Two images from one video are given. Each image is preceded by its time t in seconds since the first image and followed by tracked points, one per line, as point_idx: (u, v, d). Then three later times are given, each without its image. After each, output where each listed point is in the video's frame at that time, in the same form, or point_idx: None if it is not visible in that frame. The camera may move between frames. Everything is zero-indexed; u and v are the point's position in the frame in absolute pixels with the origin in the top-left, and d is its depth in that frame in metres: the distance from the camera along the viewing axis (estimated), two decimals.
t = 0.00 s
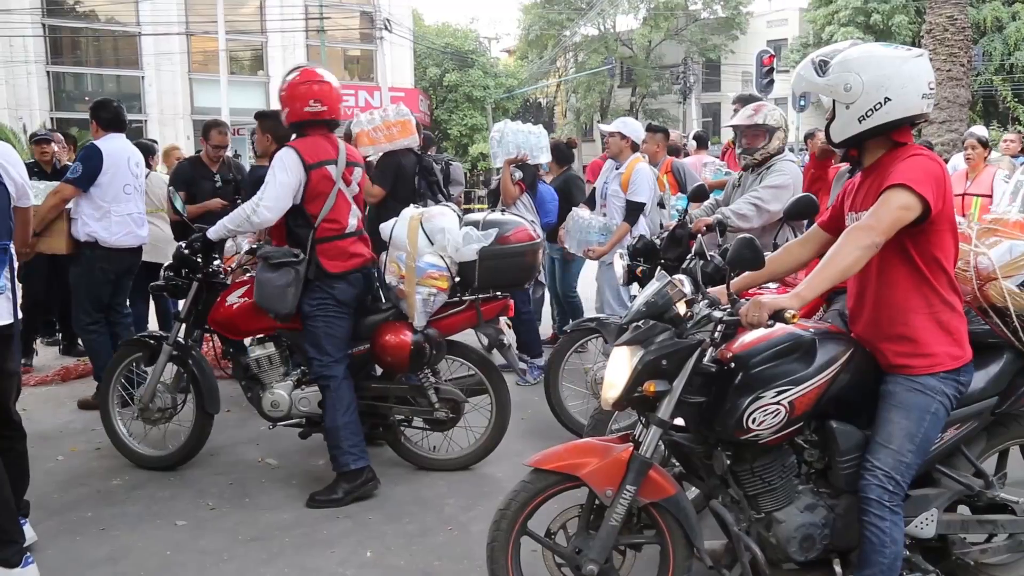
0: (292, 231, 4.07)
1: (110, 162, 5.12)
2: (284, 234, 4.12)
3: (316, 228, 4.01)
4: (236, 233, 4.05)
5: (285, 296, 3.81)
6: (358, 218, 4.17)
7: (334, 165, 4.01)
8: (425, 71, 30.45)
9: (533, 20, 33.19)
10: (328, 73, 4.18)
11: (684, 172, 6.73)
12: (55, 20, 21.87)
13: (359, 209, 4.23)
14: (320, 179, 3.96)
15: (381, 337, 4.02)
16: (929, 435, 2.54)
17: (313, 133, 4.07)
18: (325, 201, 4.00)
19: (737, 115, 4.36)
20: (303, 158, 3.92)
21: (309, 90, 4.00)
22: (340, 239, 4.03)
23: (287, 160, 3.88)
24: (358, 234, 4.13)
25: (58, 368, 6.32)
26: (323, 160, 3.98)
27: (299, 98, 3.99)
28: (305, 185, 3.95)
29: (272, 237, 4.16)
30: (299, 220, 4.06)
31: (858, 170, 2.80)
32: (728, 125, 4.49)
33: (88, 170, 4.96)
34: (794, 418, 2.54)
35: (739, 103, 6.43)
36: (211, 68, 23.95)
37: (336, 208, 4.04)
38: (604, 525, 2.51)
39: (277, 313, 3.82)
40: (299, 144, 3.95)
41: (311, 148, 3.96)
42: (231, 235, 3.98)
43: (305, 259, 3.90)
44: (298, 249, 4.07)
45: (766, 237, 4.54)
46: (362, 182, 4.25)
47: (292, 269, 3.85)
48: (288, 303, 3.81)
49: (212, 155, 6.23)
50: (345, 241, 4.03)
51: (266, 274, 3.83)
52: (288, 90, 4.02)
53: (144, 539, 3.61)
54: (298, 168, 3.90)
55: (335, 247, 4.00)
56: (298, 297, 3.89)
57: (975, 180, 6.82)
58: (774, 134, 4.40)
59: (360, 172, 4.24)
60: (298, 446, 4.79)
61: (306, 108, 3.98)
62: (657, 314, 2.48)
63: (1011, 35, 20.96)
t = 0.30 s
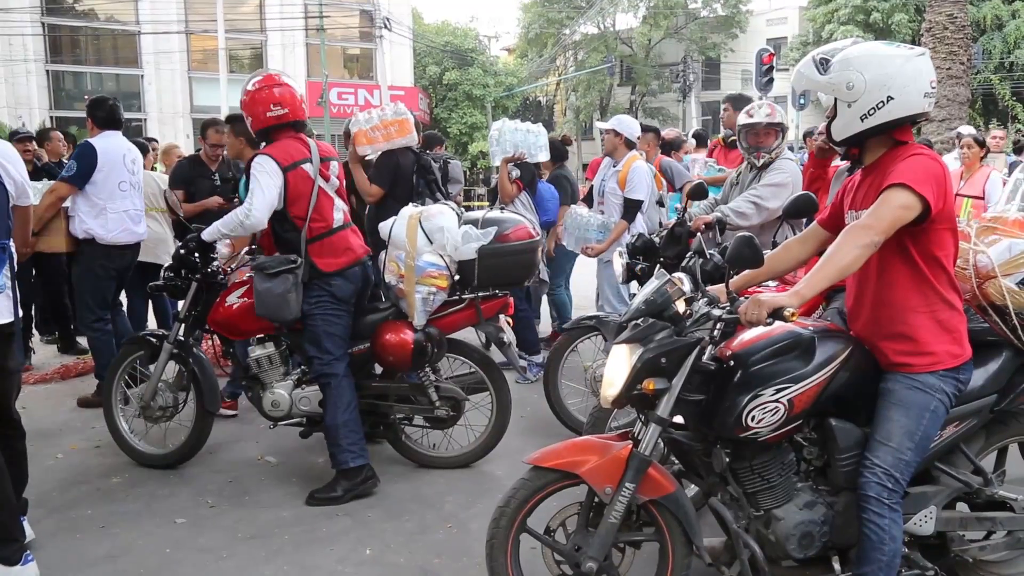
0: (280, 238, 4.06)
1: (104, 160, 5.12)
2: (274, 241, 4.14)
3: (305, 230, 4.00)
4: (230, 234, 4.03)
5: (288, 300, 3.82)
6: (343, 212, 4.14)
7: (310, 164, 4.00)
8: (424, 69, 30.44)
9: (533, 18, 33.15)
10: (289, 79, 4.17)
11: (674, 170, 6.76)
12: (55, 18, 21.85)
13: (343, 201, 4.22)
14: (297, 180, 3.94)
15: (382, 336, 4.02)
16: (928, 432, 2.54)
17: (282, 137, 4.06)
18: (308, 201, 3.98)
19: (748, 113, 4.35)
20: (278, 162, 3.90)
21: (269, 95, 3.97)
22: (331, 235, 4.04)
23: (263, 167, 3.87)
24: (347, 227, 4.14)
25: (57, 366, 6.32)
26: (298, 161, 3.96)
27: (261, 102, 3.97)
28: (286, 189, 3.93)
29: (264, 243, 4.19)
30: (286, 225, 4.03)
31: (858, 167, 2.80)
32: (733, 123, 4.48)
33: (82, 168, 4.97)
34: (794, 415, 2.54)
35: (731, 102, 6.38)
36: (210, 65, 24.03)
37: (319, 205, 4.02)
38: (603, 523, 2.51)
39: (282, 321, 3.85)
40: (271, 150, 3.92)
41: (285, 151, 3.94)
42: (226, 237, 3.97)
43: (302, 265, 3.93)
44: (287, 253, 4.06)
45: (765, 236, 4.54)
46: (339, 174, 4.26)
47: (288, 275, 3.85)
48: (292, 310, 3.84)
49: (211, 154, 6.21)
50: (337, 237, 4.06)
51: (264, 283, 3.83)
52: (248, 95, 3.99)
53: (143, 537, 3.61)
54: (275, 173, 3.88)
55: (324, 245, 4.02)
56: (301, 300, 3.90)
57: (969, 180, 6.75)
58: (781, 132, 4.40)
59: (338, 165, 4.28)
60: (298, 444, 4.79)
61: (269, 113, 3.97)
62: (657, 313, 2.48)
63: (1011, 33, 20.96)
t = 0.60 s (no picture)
0: (279, 234, 4.06)
1: (119, 156, 5.17)
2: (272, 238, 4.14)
3: (303, 227, 4.00)
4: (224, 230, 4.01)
5: (284, 297, 3.81)
6: (342, 209, 4.16)
7: (308, 161, 4.00)
8: (429, 66, 30.43)
9: (537, 15, 33.06)
10: (290, 76, 4.18)
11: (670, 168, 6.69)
12: (60, 15, 21.85)
13: (341, 199, 4.22)
14: (294, 178, 3.95)
15: (379, 333, 4.03)
16: (934, 430, 2.54)
17: (281, 134, 4.06)
18: (305, 198, 3.99)
19: (760, 110, 4.31)
20: (275, 158, 3.90)
21: (268, 92, 3.99)
22: (330, 232, 4.05)
23: (257, 163, 3.86)
24: (346, 224, 4.15)
25: (63, 363, 6.34)
26: (296, 158, 3.96)
27: (261, 100, 3.99)
28: (282, 186, 3.93)
29: (262, 241, 4.19)
30: (284, 223, 4.04)
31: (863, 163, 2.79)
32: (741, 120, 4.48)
33: (97, 163, 5.02)
34: (798, 413, 2.54)
35: (729, 100, 6.33)
36: (215, 62, 24.14)
37: (318, 203, 4.04)
38: (608, 520, 2.51)
39: (279, 318, 3.83)
40: (269, 147, 3.93)
41: (282, 148, 3.95)
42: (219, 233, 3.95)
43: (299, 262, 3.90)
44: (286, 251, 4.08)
45: (770, 233, 4.54)
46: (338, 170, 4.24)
47: (283, 274, 3.83)
48: (287, 308, 3.82)
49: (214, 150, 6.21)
50: (334, 235, 4.05)
51: (260, 282, 3.82)
52: (248, 92, 4.01)
53: (149, 534, 3.62)
54: (272, 169, 3.88)
55: (324, 242, 4.02)
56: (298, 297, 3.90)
57: (970, 175, 6.69)
58: (791, 128, 4.39)
59: (337, 162, 4.26)
60: (302, 441, 4.80)
61: (269, 110, 3.98)
62: (661, 310, 2.48)
63: (1018, 30, 20.89)
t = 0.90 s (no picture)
0: (273, 237, 4.05)
1: (126, 156, 5.19)
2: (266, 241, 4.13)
3: (296, 229, 3.99)
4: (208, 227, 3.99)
5: (277, 299, 3.80)
6: (335, 210, 4.14)
7: (300, 162, 3.99)
8: (428, 66, 30.43)
9: (536, 15, 33.05)
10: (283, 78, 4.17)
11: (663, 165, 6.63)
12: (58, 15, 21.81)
13: (335, 200, 4.21)
14: (286, 181, 3.94)
15: (369, 333, 4.04)
16: (932, 430, 2.54)
17: (274, 136, 4.05)
18: (298, 199, 3.97)
19: (764, 109, 4.28)
20: (265, 160, 3.89)
21: (261, 94, 3.96)
22: (324, 234, 4.04)
23: (244, 162, 3.85)
24: (339, 226, 4.14)
25: (61, 364, 6.34)
26: (288, 160, 3.95)
27: (253, 101, 3.96)
28: (272, 186, 3.91)
29: (255, 245, 4.19)
30: (276, 225, 4.03)
31: (862, 163, 2.80)
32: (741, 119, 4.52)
33: (103, 163, 5.06)
34: (797, 413, 2.54)
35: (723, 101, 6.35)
36: (213, 63, 24.18)
37: (310, 205, 4.03)
38: (606, 519, 2.51)
39: (272, 319, 3.82)
40: (260, 149, 3.92)
41: (273, 150, 3.94)
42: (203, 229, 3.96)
43: (292, 264, 3.90)
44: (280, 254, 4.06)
45: (769, 233, 4.53)
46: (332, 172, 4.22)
47: (276, 276, 3.83)
48: (281, 310, 3.81)
49: (214, 150, 6.21)
50: (328, 236, 4.05)
51: (253, 285, 3.82)
52: (240, 94, 3.99)
53: (147, 534, 3.62)
54: (264, 171, 3.87)
55: (318, 244, 4.02)
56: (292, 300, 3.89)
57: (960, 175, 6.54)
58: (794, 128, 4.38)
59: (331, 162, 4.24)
60: (301, 441, 4.79)
61: (261, 111, 3.96)
62: (660, 309, 2.48)
63: (1016, 30, 20.92)
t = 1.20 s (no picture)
0: (253, 235, 4.03)
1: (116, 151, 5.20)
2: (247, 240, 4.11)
3: (276, 228, 3.98)
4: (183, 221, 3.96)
5: (259, 300, 3.82)
6: (317, 208, 4.11)
7: (281, 161, 3.97)
8: (418, 62, 30.33)
9: (527, 11, 32.98)
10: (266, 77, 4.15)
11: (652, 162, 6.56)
12: (45, 9, 21.61)
13: (318, 197, 4.17)
14: (266, 180, 3.92)
15: (353, 329, 4.04)
16: (919, 426, 2.56)
17: (255, 134, 4.03)
18: (278, 199, 3.96)
19: (755, 105, 4.31)
20: (244, 159, 3.88)
21: (240, 93, 3.95)
22: (303, 233, 4.02)
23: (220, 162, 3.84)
24: (321, 224, 4.11)
25: (49, 360, 6.30)
26: (268, 158, 3.93)
27: (233, 100, 3.95)
28: (251, 185, 3.90)
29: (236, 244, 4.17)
30: (257, 224, 4.02)
31: (849, 161, 2.81)
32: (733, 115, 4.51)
33: (91, 160, 5.03)
34: (785, 409, 2.55)
35: (709, 97, 6.32)
36: (202, 58, 23.97)
37: (291, 203, 4.01)
38: (596, 515, 2.52)
39: (256, 319, 3.85)
40: (239, 148, 3.90)
41: (253, 149, 3.92)
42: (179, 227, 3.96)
43: (271, 263, 3.90)
44: (261, 253, 4.05)
45: (758, 229, 4.54)
46: (315, 168, 4.17)
47: (257, 276, 3.83)
48: (264, 310, 3.84)
49: (208, 145, 6.16)
50: (308, 235, 4.03)
51: (234, 285, 3.83)
52: (221, 92, 3.97)
53: (136, 531, 3.60)
54: (242, 171, 3.86)
55: (299, 242, 4.00)
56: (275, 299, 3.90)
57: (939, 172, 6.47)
58: (785, 125, 4.45)
59: (314, 159, 4.18)
60: (290, 437, 4.78)
61: (241, 110, 3.94)
62: (649, 306, 2.48)
63: (1004, 28, 21.00)
